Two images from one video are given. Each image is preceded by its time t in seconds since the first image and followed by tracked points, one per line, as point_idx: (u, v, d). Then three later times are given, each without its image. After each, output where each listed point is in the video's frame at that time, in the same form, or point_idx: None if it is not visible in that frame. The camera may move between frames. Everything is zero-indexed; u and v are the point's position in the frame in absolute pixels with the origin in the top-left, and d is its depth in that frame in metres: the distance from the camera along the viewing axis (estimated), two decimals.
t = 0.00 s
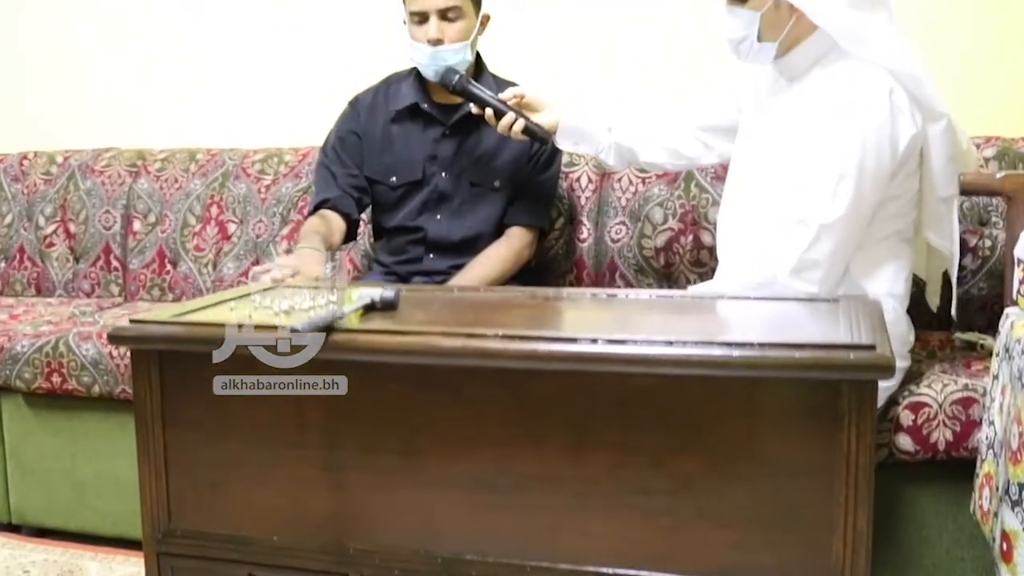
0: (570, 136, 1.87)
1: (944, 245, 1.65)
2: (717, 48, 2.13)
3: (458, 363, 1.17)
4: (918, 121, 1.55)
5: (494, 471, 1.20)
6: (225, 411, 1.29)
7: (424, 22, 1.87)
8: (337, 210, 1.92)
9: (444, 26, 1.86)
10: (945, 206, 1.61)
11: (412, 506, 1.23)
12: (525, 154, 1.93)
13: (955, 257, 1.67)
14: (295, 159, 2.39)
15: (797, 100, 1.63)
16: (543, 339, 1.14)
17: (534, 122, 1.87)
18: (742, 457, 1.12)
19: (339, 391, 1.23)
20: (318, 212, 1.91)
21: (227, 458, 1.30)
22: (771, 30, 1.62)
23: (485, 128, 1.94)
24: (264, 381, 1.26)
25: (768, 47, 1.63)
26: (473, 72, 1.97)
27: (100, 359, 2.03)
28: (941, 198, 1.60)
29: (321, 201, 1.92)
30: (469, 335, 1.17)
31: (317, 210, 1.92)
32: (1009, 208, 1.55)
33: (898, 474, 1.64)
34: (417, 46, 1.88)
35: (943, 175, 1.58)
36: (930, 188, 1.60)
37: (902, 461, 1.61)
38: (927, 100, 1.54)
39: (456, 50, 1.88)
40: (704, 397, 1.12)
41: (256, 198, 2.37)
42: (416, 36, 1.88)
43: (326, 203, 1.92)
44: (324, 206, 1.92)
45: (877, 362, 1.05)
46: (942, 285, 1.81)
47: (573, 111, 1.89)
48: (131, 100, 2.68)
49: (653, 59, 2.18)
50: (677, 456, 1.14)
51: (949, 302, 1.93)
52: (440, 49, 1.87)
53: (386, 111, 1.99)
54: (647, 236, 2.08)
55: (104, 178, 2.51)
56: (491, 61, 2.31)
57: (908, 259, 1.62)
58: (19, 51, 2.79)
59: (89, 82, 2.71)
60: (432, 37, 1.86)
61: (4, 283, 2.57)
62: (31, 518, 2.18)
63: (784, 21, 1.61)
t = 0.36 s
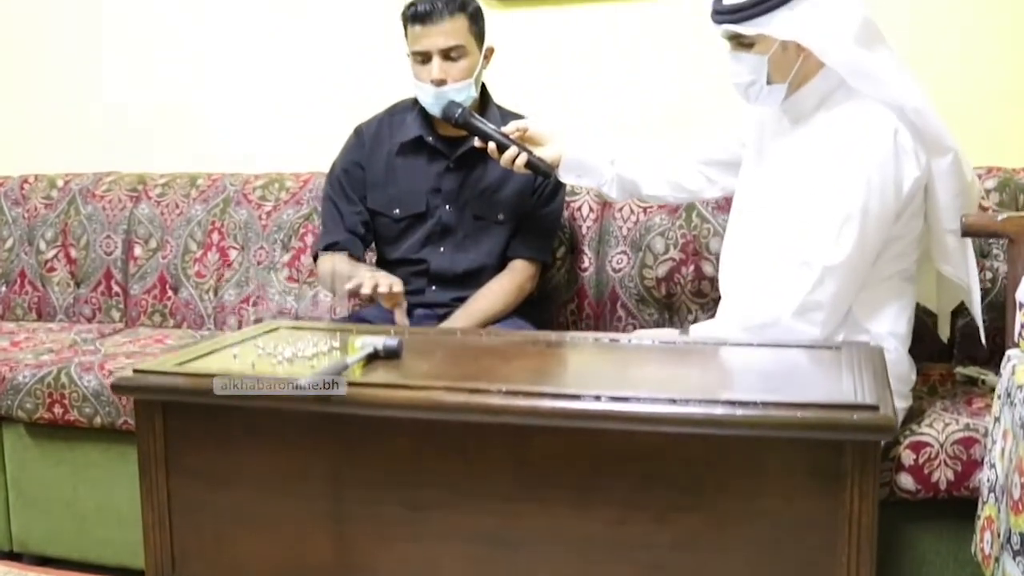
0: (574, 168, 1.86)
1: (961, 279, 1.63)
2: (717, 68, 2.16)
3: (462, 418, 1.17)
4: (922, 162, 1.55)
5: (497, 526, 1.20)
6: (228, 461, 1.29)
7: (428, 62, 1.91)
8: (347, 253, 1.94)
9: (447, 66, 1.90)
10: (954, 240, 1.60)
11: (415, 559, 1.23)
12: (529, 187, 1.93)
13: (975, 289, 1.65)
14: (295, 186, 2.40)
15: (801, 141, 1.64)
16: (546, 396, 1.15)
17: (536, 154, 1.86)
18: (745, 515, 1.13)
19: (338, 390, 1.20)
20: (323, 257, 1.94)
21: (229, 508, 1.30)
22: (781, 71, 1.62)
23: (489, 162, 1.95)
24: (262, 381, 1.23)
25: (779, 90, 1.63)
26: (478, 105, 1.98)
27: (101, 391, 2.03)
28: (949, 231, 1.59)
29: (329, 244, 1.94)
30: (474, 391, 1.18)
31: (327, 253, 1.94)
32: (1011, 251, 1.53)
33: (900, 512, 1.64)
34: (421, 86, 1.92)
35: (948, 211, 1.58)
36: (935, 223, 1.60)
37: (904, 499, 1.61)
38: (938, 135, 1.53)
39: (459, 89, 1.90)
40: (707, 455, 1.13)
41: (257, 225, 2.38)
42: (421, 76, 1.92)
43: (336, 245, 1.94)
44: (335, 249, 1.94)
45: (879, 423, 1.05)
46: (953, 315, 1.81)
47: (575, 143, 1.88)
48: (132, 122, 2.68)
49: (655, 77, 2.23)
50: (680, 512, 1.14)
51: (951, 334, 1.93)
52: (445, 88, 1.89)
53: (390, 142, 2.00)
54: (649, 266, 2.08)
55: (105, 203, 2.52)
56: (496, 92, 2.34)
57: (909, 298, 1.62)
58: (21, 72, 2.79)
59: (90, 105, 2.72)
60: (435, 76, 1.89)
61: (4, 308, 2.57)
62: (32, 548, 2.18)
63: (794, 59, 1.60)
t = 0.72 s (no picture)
0: (573, 195, 1.87)
1: (956, 310, 1.63)
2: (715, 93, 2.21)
3: (461, 460, 1.18)
4: (922, 194, 1.55)
5: (497, 565, 1.20)
6: (229, 497, 1.29)
7: (431, 84, 1.91)
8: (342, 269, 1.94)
9: (451, 89, 1.91)
10: (950, 268, 1.60)
11: None
12: (529, 212, 1.94)
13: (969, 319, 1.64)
14: (295, 206, 2.41)
15: (799, 171, 1.64)
16: (546, 439, 1.15)
17: (535, 180, 1.87)
18: (743, 557, 1.13)
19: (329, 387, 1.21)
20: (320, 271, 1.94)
21: (230, 545, 1.30)
22: (777, 103, 1.63)
23: (489, 187, 1.95)
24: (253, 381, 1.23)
25: (774, 121, 1.64)
26: (478, 133, 2.00)
27: (102, 414, 2.03)
28: (946, 260, 1.60)
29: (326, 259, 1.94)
30: (474, 432, 1.18)
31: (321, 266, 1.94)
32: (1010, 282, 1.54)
33: (899, 541, 1.64)
34: (423, 107, 1.92)
35: (946, 240, 1.59)
36: (932, 252, 1.61)
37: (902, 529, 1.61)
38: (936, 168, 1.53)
39: (463, 112, 1.91)
40: (706, 498, 1.13)
41: (257, 245, 2.39)
42: (423, 98, 1.92)
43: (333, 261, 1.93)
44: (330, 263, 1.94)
45: (877, 469, 1.06)
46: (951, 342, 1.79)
47: (574, 170, 1.89)
48: (132, 140, 2.69)
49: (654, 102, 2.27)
50: (678, 555, 1.15)
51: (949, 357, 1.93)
52: (449, 112, 1.90)
53: (391, 166, 2.00)
54: (648, 289, 2.08)
55: (104, 222, 2.52)
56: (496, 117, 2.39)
57: (908, 327, 1.63)
58: (18, 89, 2.79)
59: (88, 122, 2.72)
60: (439, 99, 1.90)
61: (4, 326, 2.57)
62: (32, 569, 2.18)
63: (790, 89, 1.61)
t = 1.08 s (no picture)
0: (575, 226, 1.88)
1: (952, 347, 1.65)
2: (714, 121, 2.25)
3: (464, 509, 1.19)
4: (921, 232, 1.57)
5: None
6: (234, 541, 1.30)
7: (441, 115, 1.92)
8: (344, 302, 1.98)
9: (462, 121, 1.92)
10: (949, 305, 1.62)
11: None
12: (529, 243, 1.96)
13: (965, 356, 1.67)
14: (297, 231, 2.42)
15: (799, 210, 1.65)
16: (549, 488, 1.16)
17: (538, 213, 1.88)
18: None
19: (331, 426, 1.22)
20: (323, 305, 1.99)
21: None
22: (778, 138, 1.63)
23: (488, 217, 1.98)
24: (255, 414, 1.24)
25: (775, 156, 1.65)
26: (479, 164, 2.01)
27: (106, 442, 2.04)
28: (946, 297, 1.61)
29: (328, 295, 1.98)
30: (478, 480, 1.20)
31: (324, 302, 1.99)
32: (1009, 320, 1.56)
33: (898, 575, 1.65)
34: (432, 137, 1.93)
35: (946, 278, 1.60)
36: (933, 289, 1.62)
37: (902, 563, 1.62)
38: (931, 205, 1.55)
39: (472, 143, 1.92)
40: (708, 547, 1.14)
41: (260, 269, 2.40)
42: (431, 128, 1.93)
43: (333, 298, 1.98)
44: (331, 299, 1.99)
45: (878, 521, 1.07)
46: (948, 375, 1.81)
47: (577, 201, 1.90)
48: (141, 164, 2.73)
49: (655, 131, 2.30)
50: None
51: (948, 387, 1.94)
52: (460, 143, 1.91)
53: (390, 199, 2.03)
54: (649, 316, 2.09)
55: (108, 245, 2.53)
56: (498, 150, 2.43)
57: (908, 364, 1.64)
58: (24, 111, 2.81)
59: (98, 147, 2.76)
60: (451, 129, 1.91)
61: (8, 348, 2.58)
62: None
63: (792, 126, 1.62)
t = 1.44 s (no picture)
0: (583, 250, 1.93)
1: (941, 378, 1.71)
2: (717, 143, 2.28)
3: (473, 541, 1.20)
4: (921, 263, 1.59)
5: None
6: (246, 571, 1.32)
7: (443, 138, 1.94)
8: (350, 324, 2.00)
9: (463, 144, 1.94)
10: (943, 336, 1.67)
11: None
12: (533, 264, 1.98)
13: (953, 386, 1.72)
14: (303, 249, 2.45)
15: (800, 239, 1.67)
16: (557, 522, 1.18)
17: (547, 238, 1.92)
18: None
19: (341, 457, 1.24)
20: (329, 329, 2.00)
21: None
22: (771, 168, 1.65)
23: (492, 239, 2.01)
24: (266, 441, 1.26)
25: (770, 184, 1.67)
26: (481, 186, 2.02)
27: (115, 462, 2.05)
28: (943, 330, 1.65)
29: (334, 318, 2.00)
30: (486, 513, 1.21)
31: (330, 326, 2.00)
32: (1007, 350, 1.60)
33: None
34: (434, 160, 1.94)
35: (946, 315, 1.63)
36: (932, 321, 1.65)
37: None
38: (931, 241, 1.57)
39: (472, 167, 1.94)
40: None
41: (266, 287, 2.43)
42: (434, 151, 1.95)
43: (339, 320, 2.00)
44: (336, 322, 2.01)
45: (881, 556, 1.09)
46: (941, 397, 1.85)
47: (586, 225, 1.94)
48: (150, 181, 2.76)
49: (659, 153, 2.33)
50: None
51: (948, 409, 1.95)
52: (461, 166, 1.93)
53: (394, 223, 2.05)
54: (652, 336, 2.11)
55: (114, 262, 2.55)
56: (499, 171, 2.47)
57: (909, 392, 1.66)
58: (35, 129, 2.85)
59: (107, 165, 2.79)
60: (452, 153, 1.92)
61: (15, 364, 2.59)
62: None
63: (785, 161, 1.63)
